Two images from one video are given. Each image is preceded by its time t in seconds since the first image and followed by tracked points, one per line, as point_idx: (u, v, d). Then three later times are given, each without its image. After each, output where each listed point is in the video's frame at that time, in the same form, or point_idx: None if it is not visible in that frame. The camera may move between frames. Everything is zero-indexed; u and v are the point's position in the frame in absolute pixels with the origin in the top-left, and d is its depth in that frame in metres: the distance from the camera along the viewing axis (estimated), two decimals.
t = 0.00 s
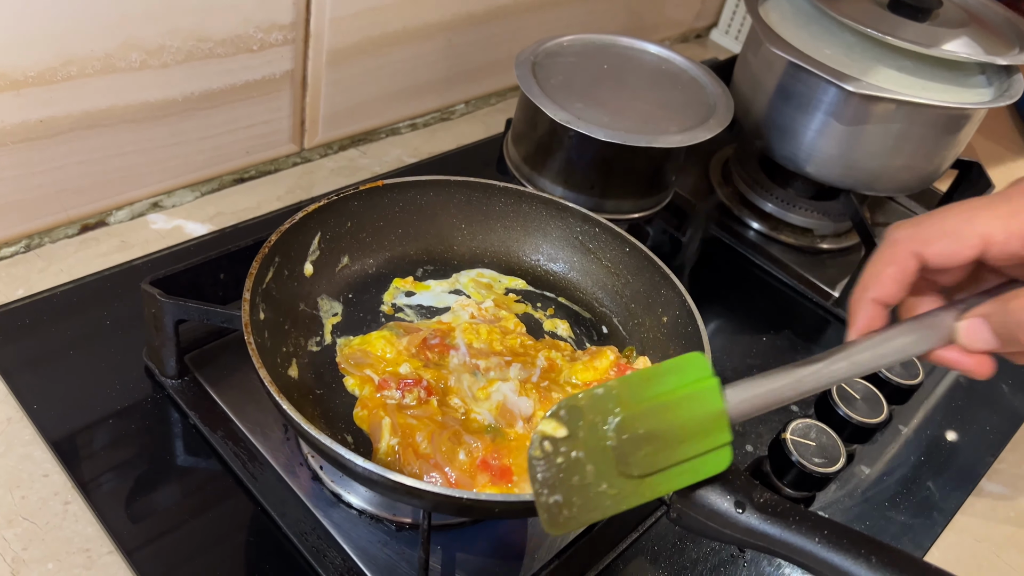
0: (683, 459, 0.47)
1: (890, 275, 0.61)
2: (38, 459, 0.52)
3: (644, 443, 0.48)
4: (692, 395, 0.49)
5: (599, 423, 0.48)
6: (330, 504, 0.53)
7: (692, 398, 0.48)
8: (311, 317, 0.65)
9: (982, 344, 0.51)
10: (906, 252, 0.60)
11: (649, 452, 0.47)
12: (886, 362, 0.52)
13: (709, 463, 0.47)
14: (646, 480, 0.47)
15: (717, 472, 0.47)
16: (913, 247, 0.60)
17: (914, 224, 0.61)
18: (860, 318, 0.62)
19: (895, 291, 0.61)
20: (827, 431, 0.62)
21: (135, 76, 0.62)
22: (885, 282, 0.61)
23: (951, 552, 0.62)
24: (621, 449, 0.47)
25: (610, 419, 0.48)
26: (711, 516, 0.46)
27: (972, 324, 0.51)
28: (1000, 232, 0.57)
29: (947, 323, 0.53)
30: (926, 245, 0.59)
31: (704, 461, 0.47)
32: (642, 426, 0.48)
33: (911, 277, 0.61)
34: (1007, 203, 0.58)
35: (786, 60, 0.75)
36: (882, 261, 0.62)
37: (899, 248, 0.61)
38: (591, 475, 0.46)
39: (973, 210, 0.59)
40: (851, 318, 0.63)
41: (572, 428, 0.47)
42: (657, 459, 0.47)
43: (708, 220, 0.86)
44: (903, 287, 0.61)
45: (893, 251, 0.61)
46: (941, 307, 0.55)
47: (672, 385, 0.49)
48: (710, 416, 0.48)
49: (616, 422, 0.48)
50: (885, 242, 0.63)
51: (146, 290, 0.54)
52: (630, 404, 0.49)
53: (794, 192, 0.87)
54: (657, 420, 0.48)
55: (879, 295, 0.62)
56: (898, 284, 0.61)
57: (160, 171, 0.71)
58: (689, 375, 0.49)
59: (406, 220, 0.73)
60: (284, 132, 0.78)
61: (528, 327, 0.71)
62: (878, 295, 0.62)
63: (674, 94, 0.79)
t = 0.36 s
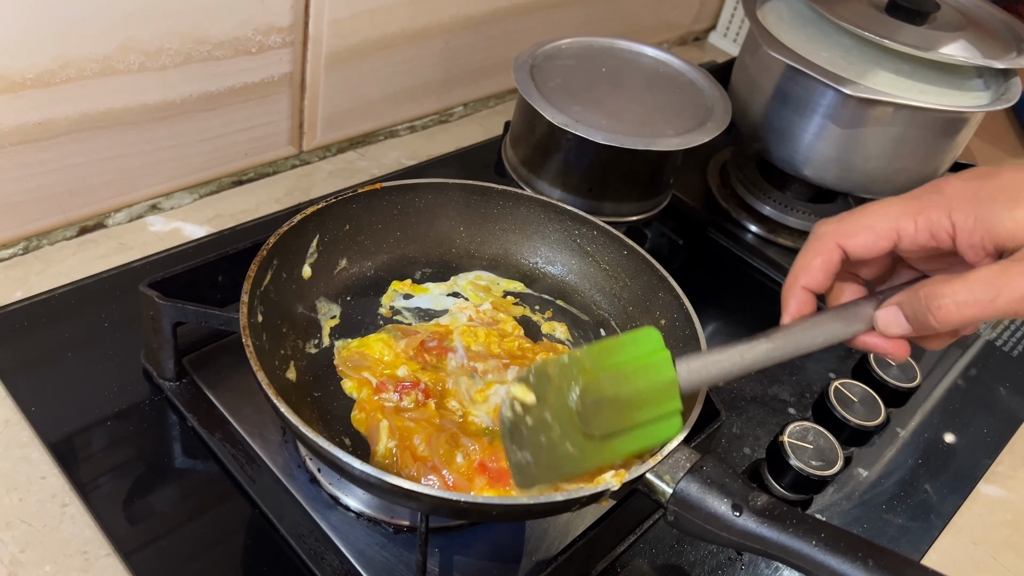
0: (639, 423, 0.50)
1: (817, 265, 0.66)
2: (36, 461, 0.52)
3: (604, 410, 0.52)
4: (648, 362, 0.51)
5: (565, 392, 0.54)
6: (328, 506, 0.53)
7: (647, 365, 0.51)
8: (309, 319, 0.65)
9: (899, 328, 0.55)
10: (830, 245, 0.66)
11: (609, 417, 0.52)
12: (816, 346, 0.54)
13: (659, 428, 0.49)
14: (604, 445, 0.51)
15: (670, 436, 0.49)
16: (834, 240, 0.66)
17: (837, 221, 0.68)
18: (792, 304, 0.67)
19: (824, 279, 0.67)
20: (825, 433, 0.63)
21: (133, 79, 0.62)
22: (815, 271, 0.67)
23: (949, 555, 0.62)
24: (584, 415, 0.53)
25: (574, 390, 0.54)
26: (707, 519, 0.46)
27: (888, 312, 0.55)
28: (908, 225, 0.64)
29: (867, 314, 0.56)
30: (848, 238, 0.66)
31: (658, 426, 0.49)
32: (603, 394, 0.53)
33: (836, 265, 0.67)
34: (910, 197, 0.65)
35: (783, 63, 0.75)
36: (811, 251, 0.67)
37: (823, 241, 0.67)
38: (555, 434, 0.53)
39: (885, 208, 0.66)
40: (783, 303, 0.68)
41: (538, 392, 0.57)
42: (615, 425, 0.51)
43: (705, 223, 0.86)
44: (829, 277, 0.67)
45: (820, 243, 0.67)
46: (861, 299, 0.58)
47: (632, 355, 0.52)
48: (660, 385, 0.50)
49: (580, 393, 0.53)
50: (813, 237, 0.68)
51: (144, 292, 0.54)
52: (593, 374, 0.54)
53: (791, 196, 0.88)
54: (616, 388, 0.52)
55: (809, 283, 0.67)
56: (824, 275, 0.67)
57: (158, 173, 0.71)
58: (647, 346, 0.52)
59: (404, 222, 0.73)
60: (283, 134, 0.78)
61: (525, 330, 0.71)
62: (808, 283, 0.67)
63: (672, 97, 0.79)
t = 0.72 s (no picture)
0: (681, 409, 0.51)
1: (841, 217, 0.66)
2: (49, 461, 0.53)
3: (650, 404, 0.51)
4: (689, 350, 0.52)
5: (612, 393, 0.52)
6: (333, 505, 0.55)
7: (689, 354, 0.52)
8: (317, 323, 0.67)
9: (904, 263, 0.63)
10: (854, 197, 0.66)
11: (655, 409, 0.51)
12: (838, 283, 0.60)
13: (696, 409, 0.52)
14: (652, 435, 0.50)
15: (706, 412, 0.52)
16: (860, 191, 0.66)
17: (862, 169, 0.66)
18: (812, 254, 0.69)
19: (845, 229, 0.67)
20: (817, 435, 0.64)
21: (144, 89, 0.64)
22: (837, 221, 0.67)
23: (940, 555, 0.63)
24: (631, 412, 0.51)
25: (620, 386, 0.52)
26: (701, 517, 0.48)
27: (894, 249, 0.63)
28: (936, 171, 0.64)
29: (876, 250, 0.64)
30: (875, 189, 0.65)
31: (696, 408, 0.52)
32: (649, 389, 0.51)
33: (859, 213, 0.66)
34: (939, 138, 0.64)
35: (778, 74, 0.77)
36: (835, 203, 0.67)
37: (848, 193, 0.66)
38: (604, 439, 0.50)
39: (911, 150, 0.64)
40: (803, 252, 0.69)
41: (586, 405, 0.52)
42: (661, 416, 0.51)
43: (702, 230, 0.88)
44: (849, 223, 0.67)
45: (845, 195, 0.66)
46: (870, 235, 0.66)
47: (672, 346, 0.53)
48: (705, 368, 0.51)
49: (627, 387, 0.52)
50: (836, 186, 0.67)
51: (155, 297, 0.55)
52: (637, 371, 0.52)
53: (787, 203, 0.89)
54: (660, 380, 0.52)
55: (831, 231, 0.67)
56: (846, 221, 0.67)
57: (167, 180, 0.72)
58: (684, 334, 0.53)
59: (408, 229, 0.75)
60: (288, 142, 0.80)
61: (526, 334, 0.73)
62: (829, 233, 0.68)
63: (670, 107, 0.81)
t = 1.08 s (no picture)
0: (688, 390, 0.53)
1: (833, 204, 0.67)
2: (50, 461, 0.54)
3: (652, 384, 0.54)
4: (689, 332, 0.54)
5: (614, 374, 0.56)
6: (332, 506, 0.55)
7: (688, 335, 0.54)
8: (317, 325, 0.67)
9: (907, 249, 0.62)
10: (846, 182, 0.67)
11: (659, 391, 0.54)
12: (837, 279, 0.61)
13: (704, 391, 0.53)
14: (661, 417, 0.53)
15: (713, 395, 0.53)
16: (850, 175, 0.67)
17: (851, 156, 0.67)
18: (811, 242, 0.69)
19: (842, 215, 0.68)
20: (814, 438, 0.64)
21: (146, 91, 0.64)
22: (831, 207, 0.68)
23: (936, 558, 0.63)
24: (636, 391, 0.54)
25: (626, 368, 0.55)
26: (698, 517, 0.48)
27: (895, 234, 0.62)
28: (921, 150, 0.64)
29: (879, 236, 0.63)
30: (863, 173, 0.66)
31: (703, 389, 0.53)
32: (651, 369, 0.55)
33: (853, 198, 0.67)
34: (924, 120, 0.64)
35: (776, 79, 0.77)
36: (827, 191, 0.68)
37: (839, 179, 0.67)
38: (614, 420, 0.54)
39: (895, 134, 0.65)
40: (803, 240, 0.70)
41: (591, 386, 0.56)
42: (667, 398, 0.54)
43: (700, 233, 0.88)
44: (845, 209, 0.68)
45: (836, 181, 0.67)
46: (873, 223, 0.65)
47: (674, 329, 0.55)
48: (707, 350, 0.53)
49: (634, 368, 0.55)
50: (830, 174, 0.68)
51: (156, 298, 0.56)
52: (639, 352, 0.56)
53: (783, 207, 0.90)
54: (663, 361, 0.55)
55: (829, 219, 0.68)
56: (842, 206, 0.67)
57: (168, 183, 0.73)
58: (683, 316, 0.55)
59: (408, 232, 0.75)
60: (289, 145, 0.81)
61: (525, 336, 0.73)
62: (826, 221, 0.68)
63: (669, 111, 0.82)
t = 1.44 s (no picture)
0: (682, 376, 0.55)
1: (828, 200, 0.67)
2: (60, 465, 0.55)
3: (648, 372, 0.56)
4: (682, 322, 0.55)
5: (611, 362, 0.57)
6: (339, 510, 0.56)
7: (682, 326, 0.55)
8: (324, 331, 0.68)
9: (902, 243, 0.61)
10: (838, 178, 0.67)
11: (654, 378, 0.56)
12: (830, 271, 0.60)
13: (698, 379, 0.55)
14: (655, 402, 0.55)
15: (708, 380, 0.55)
16: (843, 172, 0.67)
17: (845, 154, 0.67)
18: (807, 235, 0.70)
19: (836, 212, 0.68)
20: (814, 444, 0.65)
21: (155, 101, 0.65)
22: (824, 204, 0.68)
23: (935, 563, 0.64)
24: (632, 377, 0.56)
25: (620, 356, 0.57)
26: (699, 521, 0.49)
27: (891, 229, 0.61)
28: (911, 148, 0.64)
29: (874, 230, 0.62)
30: (854, 171, 0.66)
31: (697, 376, 0.55)
32: (645, 357, 0.56)
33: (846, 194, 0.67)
34: (915, 119, 0.65)
35: (776, 89, 0.78)
36: (820, 187, 0.68)
37: (831, 176, 0.67)
38: (610, 404, 0.57)
39: (886, 133, 0.65)
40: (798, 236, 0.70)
41: (587, 373, 0.58)
42: (663, 383, 0.56)
43: (701, 241, 0.89)
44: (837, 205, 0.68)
45: (828, 179, 0.68)
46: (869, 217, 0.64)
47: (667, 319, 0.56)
48: (700, 340, 0.54)
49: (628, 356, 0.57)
50: (822, 171, 0.68)
51: (166, 304, 0.57)
52: (635, 340, 0.57)
53: (784, 215, 0.91)
54: (657, 350, 0.56)
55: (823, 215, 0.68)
56: (835, 202, 0.67)
57: (176, 190, 0.74)
58: (678, 307, 0.56)
59: (413, 239, 0.76)
60: (295, 153, 0.82)
61: (529, 342, 0.74)
62: (821, 216, 0.69)
63: (670, 121, 0.83)
